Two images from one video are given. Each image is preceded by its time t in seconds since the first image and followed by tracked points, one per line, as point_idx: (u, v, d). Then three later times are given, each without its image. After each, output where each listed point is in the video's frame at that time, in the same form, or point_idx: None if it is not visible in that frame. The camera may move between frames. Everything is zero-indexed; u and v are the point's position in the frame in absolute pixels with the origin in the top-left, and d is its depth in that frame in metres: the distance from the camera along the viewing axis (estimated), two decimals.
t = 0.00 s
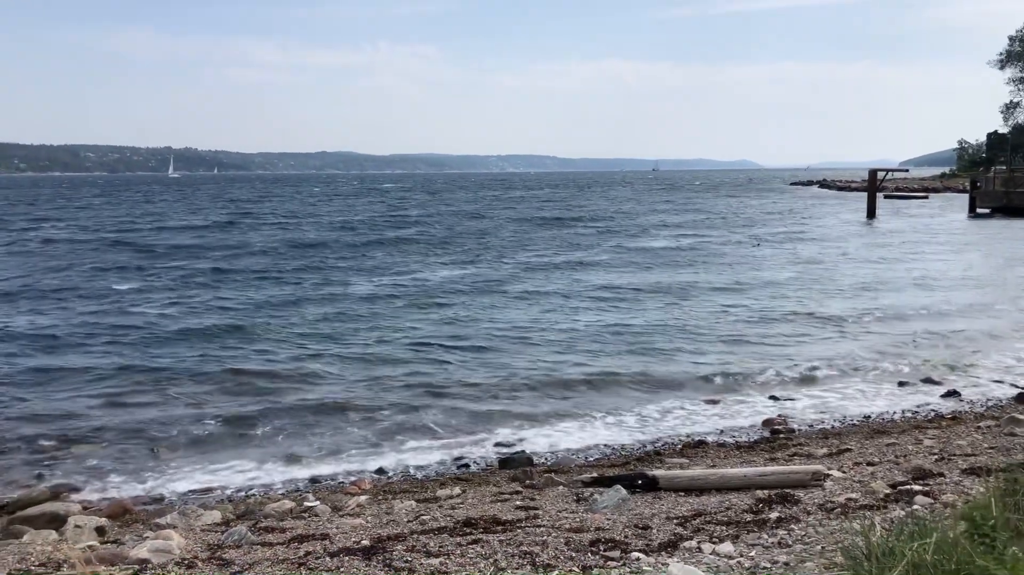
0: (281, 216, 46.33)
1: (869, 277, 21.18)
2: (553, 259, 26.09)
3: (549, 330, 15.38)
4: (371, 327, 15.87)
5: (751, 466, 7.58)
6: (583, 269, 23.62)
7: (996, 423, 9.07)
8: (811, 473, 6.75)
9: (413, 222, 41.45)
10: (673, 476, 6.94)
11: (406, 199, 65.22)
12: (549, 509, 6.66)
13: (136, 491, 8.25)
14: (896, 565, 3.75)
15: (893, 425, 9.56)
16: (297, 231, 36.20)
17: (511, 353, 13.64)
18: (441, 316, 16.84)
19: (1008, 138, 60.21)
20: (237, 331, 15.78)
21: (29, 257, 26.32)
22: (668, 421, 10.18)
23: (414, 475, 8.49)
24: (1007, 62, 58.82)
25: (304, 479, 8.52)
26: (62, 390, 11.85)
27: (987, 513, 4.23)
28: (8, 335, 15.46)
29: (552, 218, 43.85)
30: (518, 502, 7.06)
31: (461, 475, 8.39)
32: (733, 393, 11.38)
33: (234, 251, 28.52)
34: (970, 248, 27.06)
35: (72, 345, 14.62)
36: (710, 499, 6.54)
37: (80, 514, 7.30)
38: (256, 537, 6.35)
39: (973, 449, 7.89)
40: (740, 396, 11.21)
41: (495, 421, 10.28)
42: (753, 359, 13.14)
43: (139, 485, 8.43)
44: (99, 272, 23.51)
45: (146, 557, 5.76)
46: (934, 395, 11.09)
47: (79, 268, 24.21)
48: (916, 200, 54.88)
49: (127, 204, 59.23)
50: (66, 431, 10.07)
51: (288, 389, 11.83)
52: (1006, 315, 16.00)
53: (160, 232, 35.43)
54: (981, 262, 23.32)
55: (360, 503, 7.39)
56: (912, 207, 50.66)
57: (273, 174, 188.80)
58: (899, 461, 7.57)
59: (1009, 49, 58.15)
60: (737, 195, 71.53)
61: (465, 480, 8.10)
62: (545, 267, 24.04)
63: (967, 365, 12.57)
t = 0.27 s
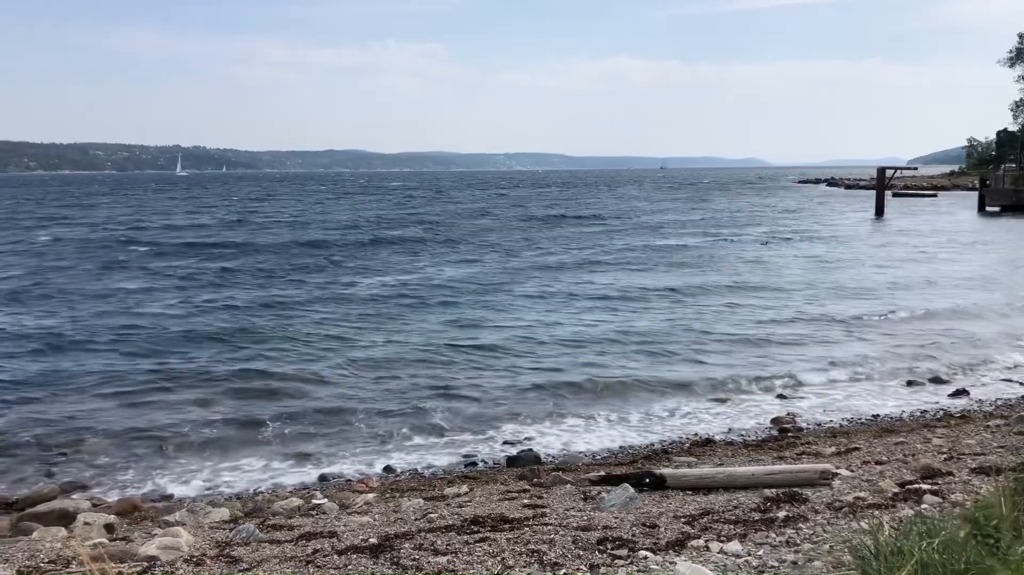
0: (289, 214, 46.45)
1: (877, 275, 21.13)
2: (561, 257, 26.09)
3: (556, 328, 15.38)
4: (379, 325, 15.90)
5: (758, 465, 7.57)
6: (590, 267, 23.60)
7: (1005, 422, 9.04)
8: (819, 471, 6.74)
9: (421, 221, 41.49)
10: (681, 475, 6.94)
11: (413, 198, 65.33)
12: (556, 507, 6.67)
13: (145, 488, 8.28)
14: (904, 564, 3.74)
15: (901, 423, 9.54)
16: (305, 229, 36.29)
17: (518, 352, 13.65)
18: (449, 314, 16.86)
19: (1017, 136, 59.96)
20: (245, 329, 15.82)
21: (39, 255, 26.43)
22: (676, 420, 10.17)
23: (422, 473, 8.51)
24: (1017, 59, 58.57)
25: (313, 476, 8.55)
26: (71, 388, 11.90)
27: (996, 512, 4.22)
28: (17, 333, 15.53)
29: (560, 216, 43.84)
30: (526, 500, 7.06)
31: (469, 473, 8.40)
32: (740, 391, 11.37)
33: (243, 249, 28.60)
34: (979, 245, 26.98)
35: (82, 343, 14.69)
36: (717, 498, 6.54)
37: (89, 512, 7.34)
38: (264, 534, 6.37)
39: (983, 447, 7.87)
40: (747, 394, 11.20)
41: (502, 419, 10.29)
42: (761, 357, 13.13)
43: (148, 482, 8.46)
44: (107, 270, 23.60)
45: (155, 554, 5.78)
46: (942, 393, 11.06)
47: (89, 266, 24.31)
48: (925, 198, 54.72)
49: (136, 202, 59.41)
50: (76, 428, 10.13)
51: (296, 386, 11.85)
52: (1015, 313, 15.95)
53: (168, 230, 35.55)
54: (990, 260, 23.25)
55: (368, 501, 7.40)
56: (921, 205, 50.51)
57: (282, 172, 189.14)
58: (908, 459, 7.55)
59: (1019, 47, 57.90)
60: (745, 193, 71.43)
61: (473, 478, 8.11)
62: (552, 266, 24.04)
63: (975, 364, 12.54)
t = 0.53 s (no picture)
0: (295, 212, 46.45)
1: (884, 275, 21.08)
2: (568, 256, 26.04)
3: (562, 327, 15.37)
4: (384, 324, 15.91)
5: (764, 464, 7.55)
6: (596, 266, 23.58)
7: (1013, 422, 9.01)
8: (826, 471, 6.73)
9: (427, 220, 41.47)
10: (687, 474, 6.93)
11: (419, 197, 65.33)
12: (562, 507, 6.66)
13: (152, 486, 8.31)
14: (912, 565, 3.73)
15: (908, 424, 9.51)
16: (311, 228, 36.32)
17: (523, 351, 13.65)
18: (455, 314, 16.86)
19: None
20: (251, 328, 15.84)
21: (46, 254, 26.48)
22: (683, 419, 10.15)
23: (427, 472, 8.51)
24: None
25: (319, 475, 8.56)
26: (78, 386, 11.93)
27: (1003, 512, 4.20)
28: (24, 331, 15.57)
29: (566, 215, 43.79)
30: (531, 499, 7.06)
31: (474, 472, 8.40)
32: (746, 391, 11.35)
33: (249, 247, 28.62)
34: (987, 245, 26.88)
35: (89, 342, 14.72)
36: (724, 498, 6.53)
37: (96, 510, 7.36)
38: (271, 533, 6.38)
39: (990, 448, 7.85)
40: (753, 394, 11.18)
41: (508, 418, 10.30)
42: (767, 357, 13.10)
43: (155, 480, 8.49)
44: (113, 269, 23.63)
45: (162, 552, 5.80)
46: (949, 394, 11.03)
47: (95, 265, 24.35)
48: (932, 197, 54.54)
49: (142, 201, 59.44)
50: (83, 427, 10.16)
51: (303, 385, 11.87)
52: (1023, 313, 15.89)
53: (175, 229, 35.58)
54: (998, 260, 23.17)
55: (374, 499, 7.41)
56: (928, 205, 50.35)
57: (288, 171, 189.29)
58: (915, 460, 7.53)
59: None
60: (751, 192, 71.30)
61: (478, 477, 8.12)
62: (558, 265, 24.03)
63: (982, 364, 12.50)
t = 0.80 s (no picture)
0: (303, 212, 46.54)
1: (892, 274, 20.99)
2: (575, 256, 26.02)
3: (570, 326, 15.36)
4: (391, 323, 15.93)
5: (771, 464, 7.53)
6: (604, 265, 23.56)
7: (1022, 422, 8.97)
8: (833, 471, 6.71)
9: (434, 219, 41.51)
10: (695, 474, 6.92)
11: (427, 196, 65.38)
12: (569, 506, 6.66)
13: (160, 485, 8.34)
14: (919, 565, 3.72)
15: (916, 423, 9.48)
16: (318, 227, 36.38)
17: (530, 350, 13.64)
18: (462, 313, 16.86)
19: None
20: (259, 327, 15.87)
21: (55, 253, 26.60)
22: (689, 418, 10.14)
23: (434, 471, 8.52)
24: None
25: (326, 473, 8.57)
26: (87, 385, 11.97)
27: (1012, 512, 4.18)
28: (33, 330, 15.63)
29: (573, 214, 43.76)
30: (538, 498, 7.05)
31: (481, 471, 8.40)
32: (754, 390, 11.33)
33: (257, 246, 28.70)
34: (997, 244, 26.75)
35: (97, 340, 14.77)
36: (731, 498, 6.52)
37: (105, 507, 7.39)
38: (278, 531, 6.39)
39: (999, 448, 7.81)
40: (760, 394, 11.15)
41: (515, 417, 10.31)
42: (774, 356, 13.07)
43: (164, 478, 8.51)
44: (121, 267, 23.71)
45: (169, 550, 5.81)
46: (958, 394, 10.98)
47: (104, 264, 24.43)
48: (941, 196, 54.29)
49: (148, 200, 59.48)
50: (91, 425, 10.19)
51: (311, 384, 11.89)
52: None
53: (182, 228, 35.70)
54: (1007, 260, 23.06)
55: (381, 498, 7.42)
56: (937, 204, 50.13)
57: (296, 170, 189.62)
58: (923, 460, 7.50)
59: None
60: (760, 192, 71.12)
61: (485, 476, 8.12)
62: (566, 264, 24.02)
63: (991, 364, 12.45)
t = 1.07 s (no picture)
0: (312, 210, 46.64)
1: (902, 274, 20.90)
2: (583, 255, 25.99)
3: (579, 325, 15.35)
4: (400, 321, 15.95)
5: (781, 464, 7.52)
6: (612, 264, 23.52)
7: None
8: (843, 470, 6.69)
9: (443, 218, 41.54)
10: (703, 473, 6.90)
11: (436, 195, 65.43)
12: (577, 504, 6.65)
13: (170, 482, 8.37)
14: (929, 564, 3.71)
15: (926, 423, 9.44)
16: (328, 226, 36.46)
17: (539, 349, 13.63)
18: (471, 311, 16.87)
19: None
20: (268, 325, 15.91)
21: (66, 251, 26.73)
22: (698, 417, 10.12)
23: (442, 469, 8.53)
24: None
25: (335, 472, 8.58)
26: (97, 383, 12.02)
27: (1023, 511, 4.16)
28: (44, 328, 15.70)
29: (582, 213, 43.73)
30: (546, 497, 7.05)
31: (490, 469, 8.41)
32: (763, 389, 11.31)
33: (266, 245, 28.78)
34: (1008, 243, 26.59)
35: (107, 338, 14.83)
36: (740, 497, 6.50)
37: (114, 505, 7.42)
38: (287, 529, 6.41)
39: (1009, 447, 7.78)
40: (770, 393, 11.12)
41: (523, 416, 10.31)
42: (782, 355, 13.04)
43: (174, 476, 8.54)
44: (132, 266, 23.81)
45: (179, 548, 5.83)
46: (967, 393, 10.93)
47: (114, 262, 24.54)
48: (952, 195, 54.03)
49: (156, 199, 59.58)
50: (102, 423, 10.24)
51: (319, 382, 11.91)
52: None
53: (193, 227, 35.82)
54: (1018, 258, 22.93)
55: (389, 496, 7.42)
56: (948, 203, 49.88)
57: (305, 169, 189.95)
58: (932, 459, 7.48)
59: None
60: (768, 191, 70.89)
61: (494, 475, 8.12)
62: (575, 263, 24.00)
63: (1001, 363, 12.39)
